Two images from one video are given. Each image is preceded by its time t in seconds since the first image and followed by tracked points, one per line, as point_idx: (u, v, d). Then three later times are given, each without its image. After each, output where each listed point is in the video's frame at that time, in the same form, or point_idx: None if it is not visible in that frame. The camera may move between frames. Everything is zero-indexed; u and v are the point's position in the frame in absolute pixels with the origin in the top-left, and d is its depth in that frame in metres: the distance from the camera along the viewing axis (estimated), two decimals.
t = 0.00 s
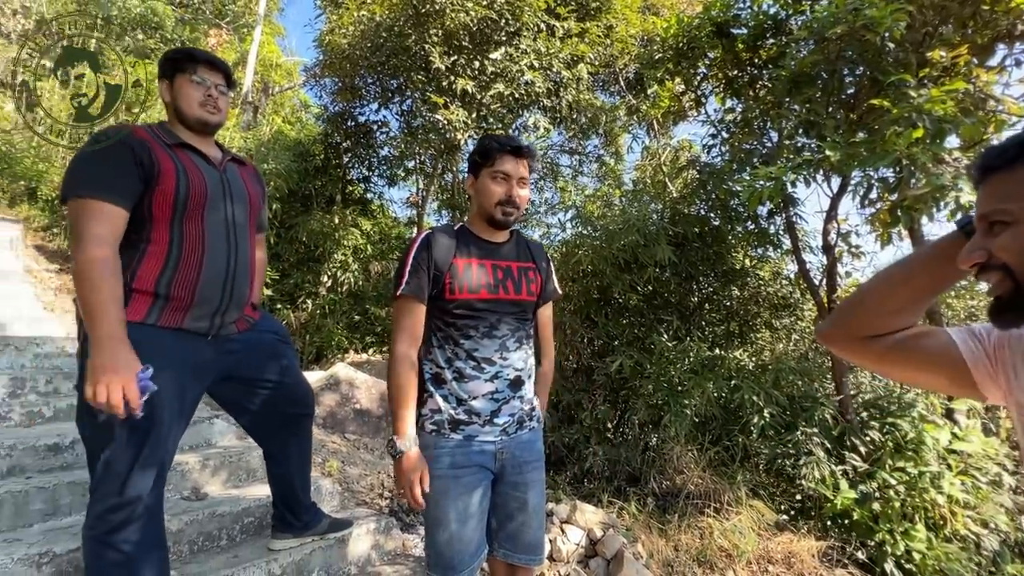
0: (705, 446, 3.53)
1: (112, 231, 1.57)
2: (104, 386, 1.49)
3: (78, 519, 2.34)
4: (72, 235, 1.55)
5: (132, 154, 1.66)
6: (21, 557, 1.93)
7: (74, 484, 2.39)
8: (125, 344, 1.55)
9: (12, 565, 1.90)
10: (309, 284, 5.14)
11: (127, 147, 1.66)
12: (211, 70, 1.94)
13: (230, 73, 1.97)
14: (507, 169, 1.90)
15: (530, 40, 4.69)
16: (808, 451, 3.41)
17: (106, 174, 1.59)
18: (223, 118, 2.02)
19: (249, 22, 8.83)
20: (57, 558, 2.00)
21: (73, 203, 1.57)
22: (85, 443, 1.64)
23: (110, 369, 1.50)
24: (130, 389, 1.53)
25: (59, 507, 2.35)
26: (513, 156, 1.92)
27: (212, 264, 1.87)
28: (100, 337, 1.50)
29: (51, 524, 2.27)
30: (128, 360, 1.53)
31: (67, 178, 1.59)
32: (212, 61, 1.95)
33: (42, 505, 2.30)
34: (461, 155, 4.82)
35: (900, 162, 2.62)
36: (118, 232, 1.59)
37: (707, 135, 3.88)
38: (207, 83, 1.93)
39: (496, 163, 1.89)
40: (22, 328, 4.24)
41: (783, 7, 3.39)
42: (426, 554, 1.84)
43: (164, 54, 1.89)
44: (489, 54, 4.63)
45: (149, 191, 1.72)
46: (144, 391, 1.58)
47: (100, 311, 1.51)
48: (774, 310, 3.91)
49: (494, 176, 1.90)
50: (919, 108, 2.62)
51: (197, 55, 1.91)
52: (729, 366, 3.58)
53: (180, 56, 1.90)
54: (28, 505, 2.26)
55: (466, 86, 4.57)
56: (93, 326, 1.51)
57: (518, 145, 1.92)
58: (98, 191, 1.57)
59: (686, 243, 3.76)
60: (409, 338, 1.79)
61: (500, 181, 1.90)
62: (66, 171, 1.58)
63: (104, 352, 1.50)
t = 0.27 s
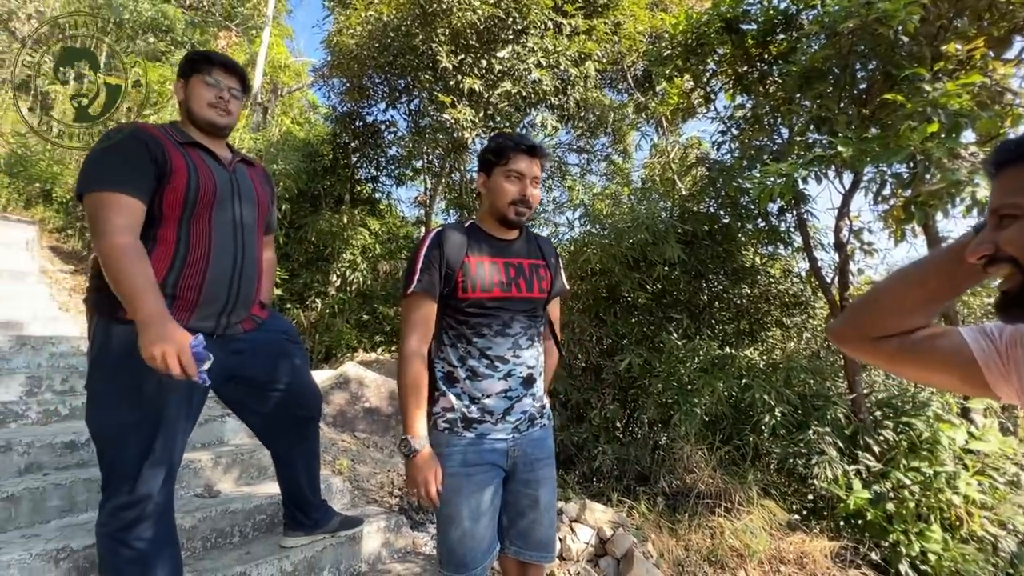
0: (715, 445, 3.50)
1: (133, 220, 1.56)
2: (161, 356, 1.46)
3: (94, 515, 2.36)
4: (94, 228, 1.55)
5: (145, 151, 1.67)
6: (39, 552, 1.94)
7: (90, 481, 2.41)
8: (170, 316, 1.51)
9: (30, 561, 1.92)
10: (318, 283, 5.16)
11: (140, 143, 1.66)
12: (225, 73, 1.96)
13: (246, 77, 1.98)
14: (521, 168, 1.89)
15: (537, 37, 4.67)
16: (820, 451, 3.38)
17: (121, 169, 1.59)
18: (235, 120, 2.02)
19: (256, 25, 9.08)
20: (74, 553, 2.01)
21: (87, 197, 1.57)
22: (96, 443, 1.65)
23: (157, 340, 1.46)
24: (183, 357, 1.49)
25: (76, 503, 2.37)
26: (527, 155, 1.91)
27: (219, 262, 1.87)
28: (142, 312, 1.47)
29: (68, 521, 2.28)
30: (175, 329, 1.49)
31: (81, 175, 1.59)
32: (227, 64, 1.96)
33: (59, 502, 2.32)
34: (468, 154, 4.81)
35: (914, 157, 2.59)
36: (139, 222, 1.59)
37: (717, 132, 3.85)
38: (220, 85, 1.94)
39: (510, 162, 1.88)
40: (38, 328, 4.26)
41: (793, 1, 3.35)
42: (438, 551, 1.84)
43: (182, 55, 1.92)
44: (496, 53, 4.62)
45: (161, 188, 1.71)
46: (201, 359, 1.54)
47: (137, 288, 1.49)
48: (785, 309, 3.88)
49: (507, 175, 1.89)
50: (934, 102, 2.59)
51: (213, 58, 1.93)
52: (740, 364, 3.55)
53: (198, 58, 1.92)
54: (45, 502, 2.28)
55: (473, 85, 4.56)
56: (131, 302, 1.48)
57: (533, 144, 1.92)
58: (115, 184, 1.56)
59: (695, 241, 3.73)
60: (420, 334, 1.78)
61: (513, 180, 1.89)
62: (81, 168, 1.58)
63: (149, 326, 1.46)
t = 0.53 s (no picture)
0: (723, 445, 3.49)
1: (131, 228, 1.58)
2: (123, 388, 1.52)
3: (107, 514, 2.37)
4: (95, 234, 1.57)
5: (150, 153, 1.68)
6: (53, 550, 1.96)
7: (102, 479, 2.41)
8: (140, 345, 1.55)
9: (44, 558, 1.93)
10: (325, 283, 5.16)
11: (145, 145, 1.67)
12: (232, 74, 1.95)
13: (253, 78, 1.98)
14: (530, 168, 1.88)
15: (542, 36, 4.64)
16: (830, 450, 3.35)
17: (125, 173, 1.60)
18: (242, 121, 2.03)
19: (262, 26, 9.22)
20: (87, 551, 2.02)
21: (91, 200, 1.59)
22: (107, 442, 1.66)
23: (123, 370, 1.51)
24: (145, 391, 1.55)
25: (88, 501, 2.38)
26: (535, 154, 1.91)
27: (226, 263, 1.87)
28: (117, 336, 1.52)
29: (81, 519, 2.29)
30: (141, 361, 1.54)
31: (88, 178, 1.61)
32: (232, 64, 1.95)
33: (72, 500, 2.33)
34: (474, 154, 4.80)
35: (926, 153, 2.56)
36: (138, 230, 1.61)
37: (724, 129, 3.82)
38: (226, 85, 1.93)
39: (518, 162, 1.88)
40: (50, 328, 4.26)
41: None
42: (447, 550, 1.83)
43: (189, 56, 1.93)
44: (501, 51, 4.60)
45: (167, 189, 1.72)
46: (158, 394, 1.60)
47: (116, 311, 1.52)
48: (793, 307, 3.86)
49: (516, 174, 1.88)
50: (947, 97, 2.56)
51: (218, 58, 1.93)
52: (748, 363, 3.54)
53: (205, 58, 1.93)
54: (59, 500, 2.29)
55: (479, 84, 4.55)
56: (110, 325, 1.52)
57: (541, 144, 1.92)
58: (118, 188, 1.58)
59: (703, 239, 3.71)
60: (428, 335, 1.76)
61: (522, 180, 1.88)
62: (87, 172, 1.60)
63: (120, 352, 1.51)
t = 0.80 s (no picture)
0: (729, 444, 3.48)
1: (121, 233, 1.59)
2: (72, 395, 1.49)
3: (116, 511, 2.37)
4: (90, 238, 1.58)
5: (148, 155, 1.68)
6: (63, 547, 1.97)
7: (111, 478, 2.42)
8: (103, 356, 1.54)
9: (54, 555, 1.94)
10: (330, 283, 5.17)
11: (143, 147, 1.68)
12: (234, 73, 1.96)
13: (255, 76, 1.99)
14: (532, 168, 1.87)
15: (547, 34, 4.62)
16: (837, 448, 3.33)
17: (122, 176, 1.61)
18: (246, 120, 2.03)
19: (267, 26, 9.23)
20: (96, 549, 2.04)
21: (87, 204, 1.60)
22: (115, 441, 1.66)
23: (80, 379, 1.50)
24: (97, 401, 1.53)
25: (98, 499, 2.38)
26: (532, 156, 1.89)
27: (232, 263, 1.87)
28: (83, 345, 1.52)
29: (91, 517, 2.30)
30: (101, 372, 1.53)
31: (87, 182, 1.62)
32: (234, 62, 1.96)
33: (82, 498, 2.33)
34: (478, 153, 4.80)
35: (934, 149, 2.54)
36: (130, 234, 1.62)
37: (729, 127, 3.78)
38: (229, 84, 1.94)
39: (520, 162, 1.87)
40: (58, 328, 4.27)
41: None
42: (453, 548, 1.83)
43: (190, 55, 1.93)
44: (505, 50, 4.59)
45: (167, 191, 1.73)
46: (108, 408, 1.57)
47: (86, 318, 1.53)
48: (799, 305, 3.85)
49: (518, 175, 1.87)
50: (955, 93, 2.54)
51: (221, 58, 1.93)
52: (754, 362, 3.53)
53: (206, 56, 1.93)
54: (68, 498, 2.30)
55: (483, 83, 4.54)
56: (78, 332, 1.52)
57: (537, 145, 1.91)
58: (113, 192, 1.59)
59: (708, 237, 3.69)
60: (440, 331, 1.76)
61: (525, 179, 1.87)
62: (85, 176, 1.62)
63: (84, 360, 1.51)
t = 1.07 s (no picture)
0: (733, 443, 3.47)
1: (125, 234, 1.59)
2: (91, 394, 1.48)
3: (121, 510, 2.38)
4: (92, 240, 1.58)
5: (148, 156, 1.68)
6: (68, 546, 1.97)
7: (116, 476, 2.42)
8: (120, 352, 1.54)
9: (59, 554, 1.95)
10: (333, 283, 5.17)
11: (142, 147, 1.68)
12: (235, 72, 1.96)
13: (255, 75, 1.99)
14: (522, 167, 1.87)
15: (549, 33, 4.62)
16: (842, 447, 3.31)
17: (122, 177, 1.61)
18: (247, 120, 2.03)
19: (271, 27, 9.15)
20: (102, 547, 2.04)
21: (88, 206, 1.61)
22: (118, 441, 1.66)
23: (97, 376, 1.49)
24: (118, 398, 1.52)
25: (103, 499, 2.38)
26: (524, 151, 1.89)
27: (231, 263, 1.87)
28: (98, 344, 1.52)
29: (96, 515, 2.30)
30: (120, 368, 1.53)
31: (88, 183, 1.62)
32: (235, 62, 1.96)
33: (87, 497, 2.34)
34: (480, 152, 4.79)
35: (939, 147, 2.54)
36: (133, 235, 1.62)
37: (732, 125, 3.78)
38: (231, 83, 1.94)
39: (509, 162, 1.87)
40: (63, 328, 4.27)
41: None
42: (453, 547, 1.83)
43: (189, 52, 1.92)
44: (507, 49, 4.58)
45: (167, 192, 1.73)
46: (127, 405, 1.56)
47: (99, 317, 1.52)
48: (803, 304, 3.85)
49: (507, 175, 1.87)
50: (960, 89, 2.52)
51: (220, 57, 1.93)
52: (757, 361, 3.52)
53: (204, 55, 1.92)
54: (73, 497, 2.30)
55: (485, 83, 4.54)
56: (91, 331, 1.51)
57: (528, 140, 1.90)
58: (113, 193, 1.59)
59: (711, 236, 3.69)
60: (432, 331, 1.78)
61: (514, 179, 1.87)
62: (85, 177, 1.62)
63: (99, 358, 1.51)
